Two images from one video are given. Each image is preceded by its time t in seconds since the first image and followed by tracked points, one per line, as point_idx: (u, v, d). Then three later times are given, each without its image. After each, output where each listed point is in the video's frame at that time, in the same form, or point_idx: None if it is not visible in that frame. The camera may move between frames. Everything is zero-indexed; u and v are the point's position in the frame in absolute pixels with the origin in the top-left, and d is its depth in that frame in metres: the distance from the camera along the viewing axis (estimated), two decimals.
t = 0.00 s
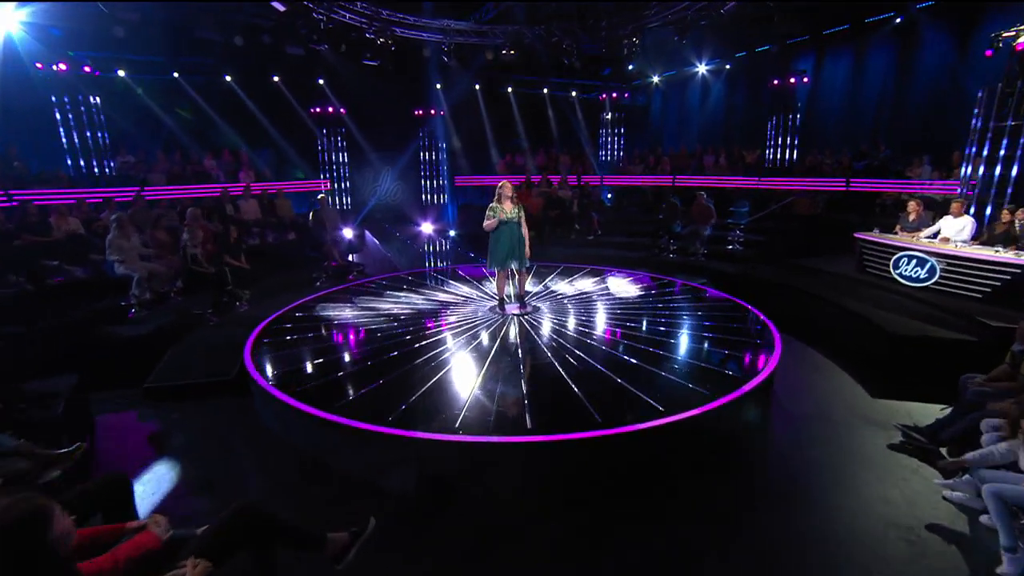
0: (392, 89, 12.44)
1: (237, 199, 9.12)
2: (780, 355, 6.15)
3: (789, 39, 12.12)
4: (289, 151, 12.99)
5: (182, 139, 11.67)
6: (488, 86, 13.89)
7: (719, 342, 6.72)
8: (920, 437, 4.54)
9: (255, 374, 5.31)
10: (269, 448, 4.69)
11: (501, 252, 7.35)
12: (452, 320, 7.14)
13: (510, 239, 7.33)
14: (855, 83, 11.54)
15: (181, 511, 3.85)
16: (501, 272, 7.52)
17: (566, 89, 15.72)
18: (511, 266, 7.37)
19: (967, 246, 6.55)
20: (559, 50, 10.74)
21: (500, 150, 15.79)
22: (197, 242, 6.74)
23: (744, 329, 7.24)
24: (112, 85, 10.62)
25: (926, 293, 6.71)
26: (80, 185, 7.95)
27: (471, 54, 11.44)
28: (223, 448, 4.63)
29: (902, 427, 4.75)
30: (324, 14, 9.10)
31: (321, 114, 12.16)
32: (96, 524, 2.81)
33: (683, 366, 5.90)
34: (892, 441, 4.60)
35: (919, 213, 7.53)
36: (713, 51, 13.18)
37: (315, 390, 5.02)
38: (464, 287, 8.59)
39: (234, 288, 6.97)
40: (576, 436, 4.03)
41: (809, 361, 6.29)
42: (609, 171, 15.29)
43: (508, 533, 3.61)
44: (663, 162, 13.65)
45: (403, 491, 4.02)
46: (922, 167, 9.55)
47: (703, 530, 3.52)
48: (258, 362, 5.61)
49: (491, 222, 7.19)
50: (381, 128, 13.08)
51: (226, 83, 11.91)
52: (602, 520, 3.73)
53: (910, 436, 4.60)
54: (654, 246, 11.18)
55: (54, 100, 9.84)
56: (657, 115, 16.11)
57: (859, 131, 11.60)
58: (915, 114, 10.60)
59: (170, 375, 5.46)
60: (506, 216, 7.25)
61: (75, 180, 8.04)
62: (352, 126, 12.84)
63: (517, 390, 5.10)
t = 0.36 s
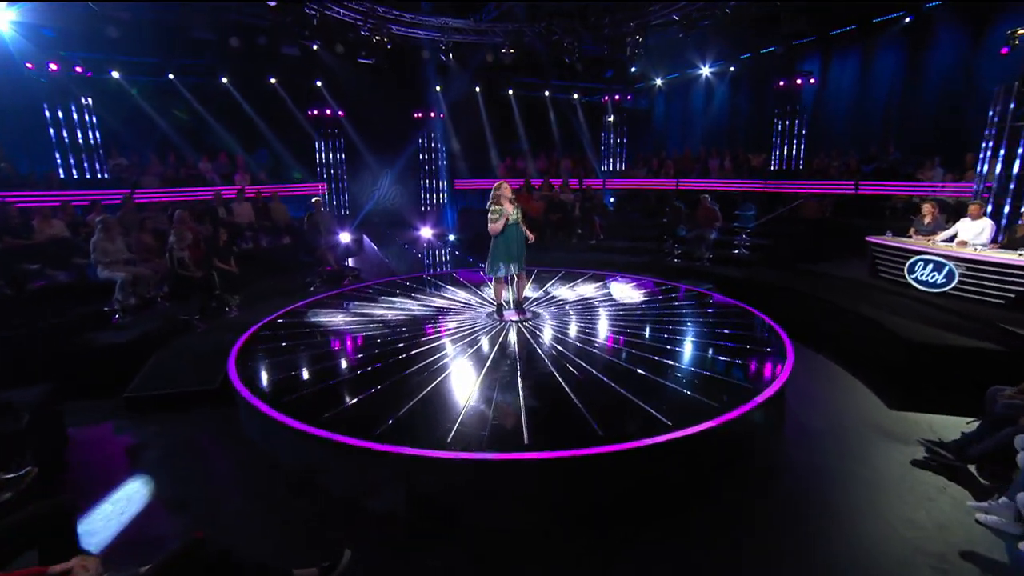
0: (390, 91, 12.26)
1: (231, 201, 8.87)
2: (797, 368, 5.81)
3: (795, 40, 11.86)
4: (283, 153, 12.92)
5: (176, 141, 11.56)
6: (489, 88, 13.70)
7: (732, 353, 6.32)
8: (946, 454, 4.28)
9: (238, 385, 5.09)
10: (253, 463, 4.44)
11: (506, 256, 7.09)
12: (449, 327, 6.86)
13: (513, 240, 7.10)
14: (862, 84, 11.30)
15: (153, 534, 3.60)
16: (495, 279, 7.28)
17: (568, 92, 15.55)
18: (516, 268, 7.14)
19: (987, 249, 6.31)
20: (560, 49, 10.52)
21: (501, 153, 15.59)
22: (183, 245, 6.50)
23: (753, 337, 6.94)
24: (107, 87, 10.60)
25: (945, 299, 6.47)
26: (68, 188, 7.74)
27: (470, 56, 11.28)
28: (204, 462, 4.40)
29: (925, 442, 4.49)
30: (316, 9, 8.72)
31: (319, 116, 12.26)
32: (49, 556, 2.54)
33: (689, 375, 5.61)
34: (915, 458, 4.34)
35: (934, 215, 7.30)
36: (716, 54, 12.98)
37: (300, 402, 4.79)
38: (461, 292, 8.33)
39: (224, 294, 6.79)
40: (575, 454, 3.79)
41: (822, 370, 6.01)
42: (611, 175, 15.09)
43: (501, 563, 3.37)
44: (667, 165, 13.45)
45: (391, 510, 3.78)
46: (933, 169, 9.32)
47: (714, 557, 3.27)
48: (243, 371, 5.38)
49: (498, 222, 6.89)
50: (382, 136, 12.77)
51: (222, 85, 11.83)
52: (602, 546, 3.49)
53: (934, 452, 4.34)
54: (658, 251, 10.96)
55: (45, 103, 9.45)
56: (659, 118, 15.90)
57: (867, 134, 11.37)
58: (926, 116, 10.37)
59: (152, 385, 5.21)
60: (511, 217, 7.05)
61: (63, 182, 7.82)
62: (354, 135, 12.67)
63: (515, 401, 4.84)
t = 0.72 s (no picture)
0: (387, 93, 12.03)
1: (222, 205, 8.59)
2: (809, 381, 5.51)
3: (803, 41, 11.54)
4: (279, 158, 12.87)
5: (167, 144, 11.46)
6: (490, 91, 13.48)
7: (732, 362, 6.08)
8: (979, 474, 4.00)
9: (218, 399, 4.85)
10: (230, 481, 4.13)
11: (507, 260, 6.77)
12: (444, 335, 6.59)
13: (513, 244, 6.76)
14: (872, 85, 11.03)
15: (113, 560, 3.30)
16: (502, 283, 6.97)
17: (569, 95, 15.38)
18: (515, 274, 6.77)
19: (1012, 253, 6.01)
20: (560, 45, 10.33)
21: (502, 157, 15.40)
22: (165, 248, 6.22)
23: (762, 346, 6.67)
24: (98, 88, 10.42)
25: (968, 306, 6.16)
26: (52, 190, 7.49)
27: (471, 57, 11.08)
28: (179, 478, 4.14)
29: (953, 462, 4.21)
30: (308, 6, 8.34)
31: (314, 119, 11.95)
32: None
33: (694, 387, 5.32)
34: (945, 479, 4.05)
35: (953, 219, 7.02)
36: (722, 56, 12.73)
37: (279, 418, 4.57)
38: (458, 299, 8.06)
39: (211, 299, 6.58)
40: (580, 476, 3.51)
41: (836, 383, 5.70)
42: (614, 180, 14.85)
43: None
44: (671, 169, 13.21)
45: (376, 533, 3.51)
46: (948, 172, 9.04)
47: None
48: (224, 384, 5.14)
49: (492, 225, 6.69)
50: (377, 139, 12.36)
51: (216, 86, 11.71)
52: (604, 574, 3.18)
53: (966, 474, 4.06)
54: (663, 256, 10.71)
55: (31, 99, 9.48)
56: (663, 120, 15.64)
57: (878, 136, 11.10)
58: (939, 116, 10.09)
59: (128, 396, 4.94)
60: (510, 221, 6.74)
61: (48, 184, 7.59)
62: (350, 139, 12.39)
63: (508, 416, 4.57)
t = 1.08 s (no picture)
0: (388, 95, 11.83)
1: (215, 209, 8.31)
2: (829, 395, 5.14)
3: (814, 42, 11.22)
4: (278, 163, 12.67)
5: (161, 146, 11.44)
6: (493, 94, 13.23)
7: (731, 371, 5.89)
8: None
9: (198, 412, 4.57)
10: (208, 503, 3.84)
11: (501, 264, 6.51)
12: (440, 345, 6.28)
13: (506, 247, 6.49)
14: (887, 86, 10.71)
15: None
16: (498, 288, 6.66)
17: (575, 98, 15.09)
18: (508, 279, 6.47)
19: None
20: (564, 43, 10.09)
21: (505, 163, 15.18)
22: (151, 252, 5.96)
23: (774, 357, 6.34)
24: (93, 90, 10.52)
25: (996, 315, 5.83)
26: (40, 193, 7.25)
27: (475, 60, 10.85)
28: (153, 500, 3.84)
29: (993, 487, 3.89)
30: None
31: (314, 123, 11.82)
32: None
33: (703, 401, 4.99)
34: (986, 506, 3.72)
35: (980, 223, 6.68)
36: (730, 58, 12.44)
37: (261, 433, 4.27)
38: (455, 307, 7.77)
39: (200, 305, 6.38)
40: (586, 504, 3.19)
41: (858, 398, 5.36)
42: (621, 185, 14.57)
43: None
44: (679, 174, 12.93)
45: (359, 561, 3.22)
46: (970, 175, 8.70)
47: None
48: (205, 396, 4.86)
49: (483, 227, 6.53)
50: (376, 142, 12.38)
51: (214, 89, 11.61)
52: None
53: (1009, 501, 3.73)
54: (670, 262, 10.46)
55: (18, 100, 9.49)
56: (671, 124, 15.35)
57: (894, 139, 10.77)
58: (958, 118, 9.77)
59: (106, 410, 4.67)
60: (504, 223, 6.52)
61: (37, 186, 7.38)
62: (350, 143, 12.29)
63: (505, 434, 4.25)
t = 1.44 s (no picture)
0: (394, 96, 11.77)
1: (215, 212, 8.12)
2: (857, 413, 4.75)
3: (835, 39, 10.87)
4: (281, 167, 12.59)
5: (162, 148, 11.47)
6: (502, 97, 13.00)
7: (733, 381, 5.66)
8: None
9: (175, 427, 4.30)
10: (187, 524, 3.58)
11: (498, 269, 6.24)
12: (440, 355, 6.01)
13: (504, 252, 6.23)
14: (913, 84, 10.31)
15: None
16: (498, 295, 6.39)
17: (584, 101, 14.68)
18: (505, 285, 6.21)
19: None
20: (574, 41, 9.75)
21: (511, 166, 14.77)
22: (142, 254, 5.73)
23: (792, 369, 5.98)
24: (95, 91, 10.58)
25: None
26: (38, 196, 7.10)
27: (484, 63, 10.59)
28: (127, 520, 3.59)
29: None
30: None
31: (319, 125, 11.73)
32: None
33: (718, 418, 4.65)
34: None
35: (1018, 227, 6.25)
36: (746, 58, 12.09)
37: (245, 447, 4.02)
38: (458, 314, 7.50)
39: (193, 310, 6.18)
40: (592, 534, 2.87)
41: (888, 414, 4.97)
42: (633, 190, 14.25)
43: None
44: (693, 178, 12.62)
45: None
46: (1004, 177, 8.27)
47: None
48: (187, 410, 4.60)
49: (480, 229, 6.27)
50: (382, 145, 12.33)
51: (220, 92, 11.62)
52: None
53: None
54: (684, 269, 10.15)
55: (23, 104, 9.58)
56: (685, 125, 14.98)
57: (920, 140, 10.34)
58: (989, 117, 9.33)
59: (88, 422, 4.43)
60: (503, 227, 6.24)
61: (36, 188, 7.26)
62: (355, 146, 12.19)
63: (503, 454, 3.93)
